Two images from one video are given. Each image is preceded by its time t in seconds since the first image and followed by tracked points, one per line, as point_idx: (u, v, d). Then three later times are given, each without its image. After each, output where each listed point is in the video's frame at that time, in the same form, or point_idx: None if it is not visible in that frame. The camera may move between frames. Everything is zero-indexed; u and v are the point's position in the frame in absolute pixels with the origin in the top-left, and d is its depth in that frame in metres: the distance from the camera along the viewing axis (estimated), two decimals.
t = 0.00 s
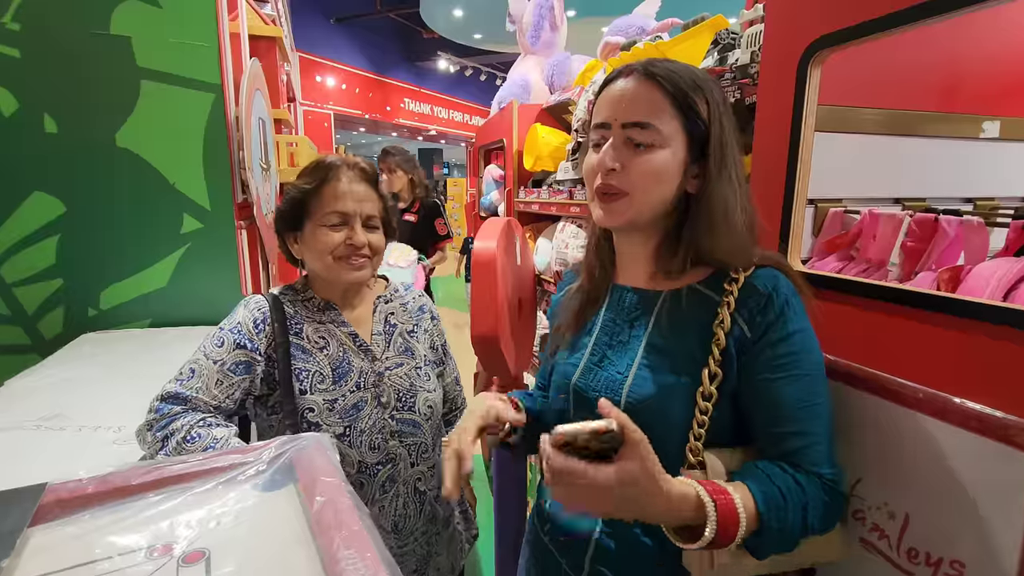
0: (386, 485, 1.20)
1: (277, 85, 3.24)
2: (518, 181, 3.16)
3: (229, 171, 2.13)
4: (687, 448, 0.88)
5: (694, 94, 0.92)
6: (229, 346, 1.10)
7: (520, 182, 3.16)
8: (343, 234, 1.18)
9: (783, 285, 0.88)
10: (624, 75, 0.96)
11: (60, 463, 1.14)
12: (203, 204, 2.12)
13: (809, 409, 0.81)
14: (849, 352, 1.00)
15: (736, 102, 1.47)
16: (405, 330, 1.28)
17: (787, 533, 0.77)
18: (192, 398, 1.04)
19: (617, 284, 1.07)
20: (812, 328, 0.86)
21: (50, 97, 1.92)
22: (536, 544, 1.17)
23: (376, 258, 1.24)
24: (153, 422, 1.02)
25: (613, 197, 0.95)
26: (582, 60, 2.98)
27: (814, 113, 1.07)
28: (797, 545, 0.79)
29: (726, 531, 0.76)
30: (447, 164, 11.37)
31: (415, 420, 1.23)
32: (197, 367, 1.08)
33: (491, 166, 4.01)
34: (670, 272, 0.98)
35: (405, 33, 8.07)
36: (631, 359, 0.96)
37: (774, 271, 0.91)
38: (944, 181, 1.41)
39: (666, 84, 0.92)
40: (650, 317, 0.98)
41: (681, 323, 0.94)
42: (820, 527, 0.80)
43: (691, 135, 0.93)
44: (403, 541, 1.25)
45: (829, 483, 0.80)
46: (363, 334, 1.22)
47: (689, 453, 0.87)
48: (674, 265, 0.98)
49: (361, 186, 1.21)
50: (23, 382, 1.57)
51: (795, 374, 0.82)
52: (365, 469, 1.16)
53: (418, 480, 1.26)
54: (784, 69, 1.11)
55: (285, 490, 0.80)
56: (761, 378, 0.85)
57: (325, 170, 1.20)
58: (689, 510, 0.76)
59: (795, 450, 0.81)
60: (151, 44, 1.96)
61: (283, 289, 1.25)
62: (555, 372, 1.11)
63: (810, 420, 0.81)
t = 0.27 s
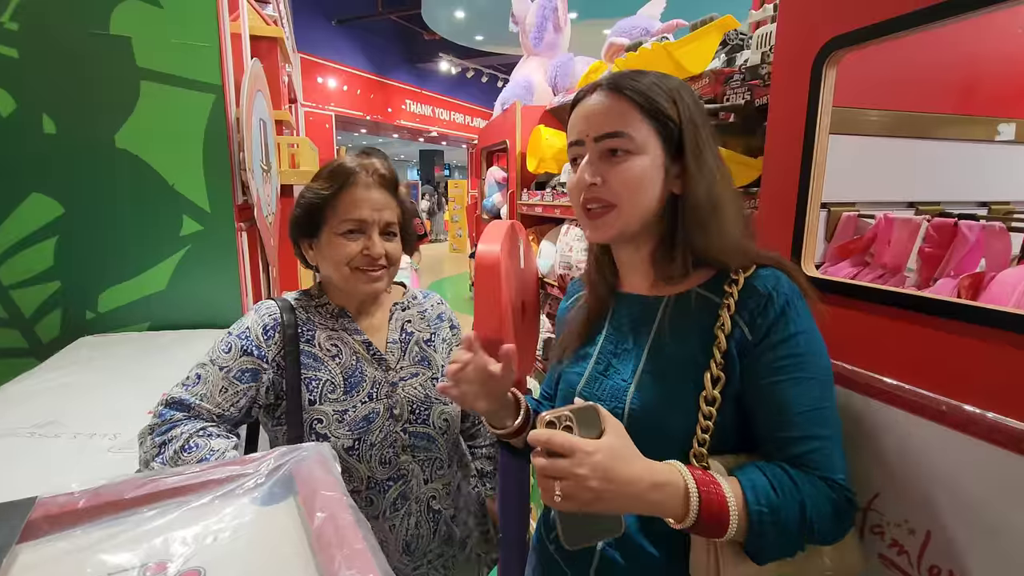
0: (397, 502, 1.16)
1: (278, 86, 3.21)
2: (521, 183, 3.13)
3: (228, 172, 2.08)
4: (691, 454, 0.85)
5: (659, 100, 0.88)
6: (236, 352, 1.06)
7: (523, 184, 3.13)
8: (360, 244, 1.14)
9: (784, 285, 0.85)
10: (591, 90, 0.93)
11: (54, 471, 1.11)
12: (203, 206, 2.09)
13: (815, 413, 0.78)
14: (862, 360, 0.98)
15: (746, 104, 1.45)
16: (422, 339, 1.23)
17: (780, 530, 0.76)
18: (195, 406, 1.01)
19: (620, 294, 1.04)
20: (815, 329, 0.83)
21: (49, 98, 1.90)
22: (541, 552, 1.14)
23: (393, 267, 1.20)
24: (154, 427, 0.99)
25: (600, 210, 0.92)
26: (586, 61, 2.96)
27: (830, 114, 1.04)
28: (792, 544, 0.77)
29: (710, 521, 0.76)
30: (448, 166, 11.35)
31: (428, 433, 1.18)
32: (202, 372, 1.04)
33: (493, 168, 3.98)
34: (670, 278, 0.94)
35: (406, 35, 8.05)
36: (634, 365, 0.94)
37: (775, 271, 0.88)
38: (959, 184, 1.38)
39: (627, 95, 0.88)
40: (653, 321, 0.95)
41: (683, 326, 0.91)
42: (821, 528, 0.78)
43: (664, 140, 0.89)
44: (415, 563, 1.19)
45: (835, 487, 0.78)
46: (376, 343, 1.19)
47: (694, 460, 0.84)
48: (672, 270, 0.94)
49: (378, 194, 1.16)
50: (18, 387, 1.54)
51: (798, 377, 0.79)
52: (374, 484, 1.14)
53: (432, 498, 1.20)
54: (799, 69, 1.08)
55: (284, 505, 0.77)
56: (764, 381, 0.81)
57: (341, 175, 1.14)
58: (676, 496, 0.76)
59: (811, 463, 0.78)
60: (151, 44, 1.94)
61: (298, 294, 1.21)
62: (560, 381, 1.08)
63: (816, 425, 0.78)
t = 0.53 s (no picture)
0: (410, 513, 1.10)
1: (281, 84, 3.18)
2: (525, 183, 3.10)
3: (230, 169, 2.04)
4: (709, 465, 0.82)
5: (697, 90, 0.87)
6: (244, 354, 1.02)
7: (527, 183, 3.10)
8: (382, 247, 1.07)
9: (805, 291, 0.81)
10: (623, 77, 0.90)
11: (49, 475, 1.08)
12: (204, 204, 2.04)
13: (840, 425, 0.75)
14: (884, 364, 0.94)
15: (761, 101, 1.44)
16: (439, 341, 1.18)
17: (799, 550, 0.73)
18: (201, 406, 0.98)
19: (631, 295, 0.99)
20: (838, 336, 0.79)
21: (49, 94, 1.87)
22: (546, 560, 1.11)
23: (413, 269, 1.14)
24: (159, 426, 0.96)
25: (632, 202, 0.86)
26: (592, 60, 2.93)
27: (852, 110, 1.01)
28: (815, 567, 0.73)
29: (723, 546, 0.73)
30: (449, 166, 11.33)
31: (442, 441, 1.14)
32: (210, 373, 1.01)
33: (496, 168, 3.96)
34: (689, 276, 0.90)
35: (408, 35, 8.04)
36: (647, 371, 0.90)
37: (798, 275, 0.84)
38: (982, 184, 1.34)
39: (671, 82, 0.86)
40: (665, 326, 0.91)
41: (698, 332, 0.87)
42: (842, 547, 0.74)
43: (700, 133, 0.87)
44: None
45: (854, 500, 0.74)
46: (392, 346, 1.13)
47: (711, 471, 0.81)
48: (692, 268, 0.89)
49: (399, 193, 1.09)
50: (14, 388, 1.51)
51: (823, 387, 0.75)
52: (386, 494, 1.08)
53: (446, 510, 1.14)
54: (820, 63, 1.04)
55: (287, 514, 0.74)
56: (788, 393, 0.78)
57: (360, 176, 1.06)
58: (685, 521, 0.73)
59: (838, 472, 0.74)
60: (152, 39, 1.90)
61: (311, 296, 1.17)
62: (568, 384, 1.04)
63: (841, 437, 0.75)
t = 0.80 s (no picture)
0: (431, 509, 1.10)
1: (282, 82, 3.17)
2: (527, 182, 3.09)
3: (230, 167, 2.03)
4: (710, 463, 0.80)
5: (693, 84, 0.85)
6: (242, 358, 0.98)
7: (529, 183, 3.09)
8: (390, 249, 1.05)
9: (807, 285, 0.80)
10: (624, 73, 0.87)
11: (45, 474, 1.07)
12: (205, 201, 2.03)
13: (843, 423, 0.73)
14: (891, 365, 0.92)
15: (766, 98, 1.41)
16: (443, 336, 1.18)
17: (797, 550, 0.72)
18: (196, 407, 0.96)
19: (632, 291, 0.97)
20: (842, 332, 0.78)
21: (49, 90, 1.86)
22: (548, 565, 1.09)
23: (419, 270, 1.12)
24: (155, 425, 0.95)
25: (634, 204, 0.85)
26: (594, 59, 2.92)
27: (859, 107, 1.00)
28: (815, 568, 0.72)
29: (720, 547, 0.72)
30: (451, 167, 11.32)
31: (458, 433, 1.13)
32: (208, 375, 0.99)
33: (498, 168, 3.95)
34: (690, 275, 0.89)
35: (410, 34, 8.03)
36: (649, 368, 0.88)
37: (801, 271, 0.83)
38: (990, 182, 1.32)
39: (669, 78, 0.84)
40: (666, 322, 0.90)
41: (700, 327, 0.86)
42: (842, 547, 0.72)
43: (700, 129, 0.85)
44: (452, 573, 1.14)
45: (854, 497, 0.73)
46: (399, 344, 1.12)
47: (712, 468, 0.80)
48: (692, 266, 0.88)
49: (400, 193, 1.06)
50: (12, 386, 1.50)
51: (824, 383, 0.74)
52: (406, 492, 1.07)
53: (465, 503, 1.15)
54: (827, 60, 1.03)
55: (286, 514, 0.72)
56: (789, 388, 0.77)
57: (360, 177, 1.03)
58: (678, 525, 0.72)
59: (846, 473, 0.73)
60: (153, 36, 1.89)
61: (312, 299, 1.13)
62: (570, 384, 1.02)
63: (844, 435, 0.73)
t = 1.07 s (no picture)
0: (437, 509, 1.10)
1: (283, 82, 3.18)
2: (528, 182, 3.08)
3: (230, 167, 2.03)
4: (704, 463, 0.80)
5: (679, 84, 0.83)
6: (239, 361, 0.98)
7: (529, 183, 3.09)
8: (389, 249, 1.05)
9: (799, 286, 0.79)
10: (609, 77, 0.87)
11: (43, 473, 1.07)
12: (204, 201, 2.03)
13: (834, 423, 0.73)
14: (888, 365, 0.92)
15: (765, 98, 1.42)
16: (444, 336, 1.18)
17: (792, 552, 0.71)
18: (192, 409, 0.96)
19: (625, 293, 0.98)
20: (835, 333, 0.77)
21: (49, 90, 1.87)
22: (547, 564, 1.09)
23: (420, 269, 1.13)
24: (151, 426, 0.95)
25: (617, 211, 0.87)
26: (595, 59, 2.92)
27: (858, 107, 0.99)
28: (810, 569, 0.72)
29: (716, 550, 0.71)
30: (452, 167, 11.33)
31: (462, 434, 1.13)
32: (204, 377, 0.98)
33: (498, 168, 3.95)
34: (683, 278, 0.88)
35: (412, 34, 8.04)
36: (643, 369, 0.88)
37: (793, 271, 0.82)
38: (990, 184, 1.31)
39: (652, 80, 0.83)
40: (660, 322, 0.89)
41: (693, 328, 0.86)
42: (837, 546, 0.72)
43: (687, 131, 0.84)
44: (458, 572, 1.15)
45: (848, 497, 0.73)
46: (400, 344, 1.12)
47: (706, 468, 0.79)
48: (682, 268, 0.88)
49: (398, 193, 1.06)
50: (11, 385, 1.50)
51: (815, 383, 0.74)
52: (411, 493, 1.07)
53: (471, 503, 1.16)
54: (826, 60, 1.03)
55: (281, 514, 0.72)
56: (780, 388, 0.76)
57: (354, 178, 1.03)
58: (673, 525, 0.71)
59: (839, 476, 0.73)
60: (154, 36, 1.90)
61: (313, 301, 1.12)
62: (565, 384, 1.02)
63: (837, 436, 0.73)
